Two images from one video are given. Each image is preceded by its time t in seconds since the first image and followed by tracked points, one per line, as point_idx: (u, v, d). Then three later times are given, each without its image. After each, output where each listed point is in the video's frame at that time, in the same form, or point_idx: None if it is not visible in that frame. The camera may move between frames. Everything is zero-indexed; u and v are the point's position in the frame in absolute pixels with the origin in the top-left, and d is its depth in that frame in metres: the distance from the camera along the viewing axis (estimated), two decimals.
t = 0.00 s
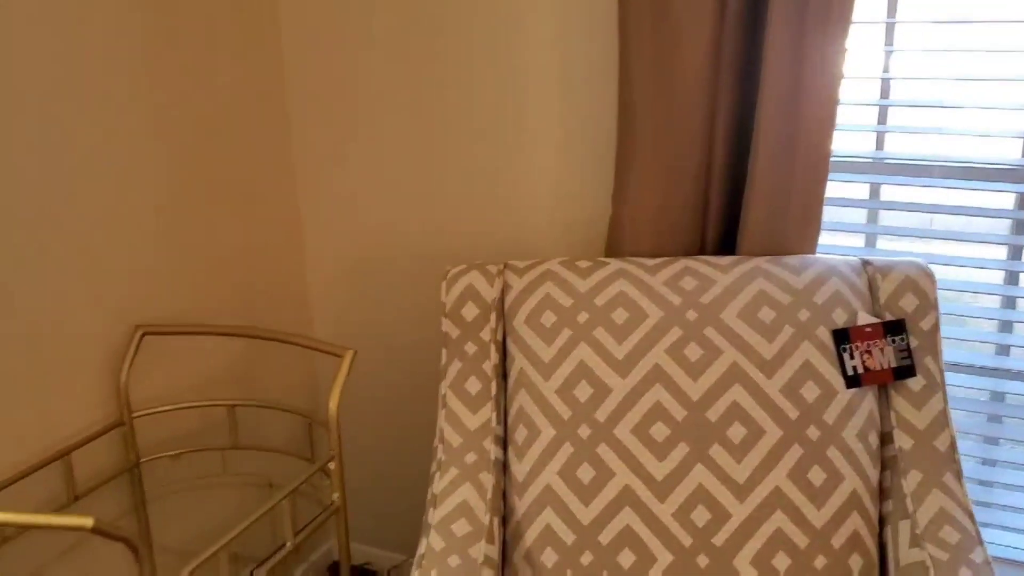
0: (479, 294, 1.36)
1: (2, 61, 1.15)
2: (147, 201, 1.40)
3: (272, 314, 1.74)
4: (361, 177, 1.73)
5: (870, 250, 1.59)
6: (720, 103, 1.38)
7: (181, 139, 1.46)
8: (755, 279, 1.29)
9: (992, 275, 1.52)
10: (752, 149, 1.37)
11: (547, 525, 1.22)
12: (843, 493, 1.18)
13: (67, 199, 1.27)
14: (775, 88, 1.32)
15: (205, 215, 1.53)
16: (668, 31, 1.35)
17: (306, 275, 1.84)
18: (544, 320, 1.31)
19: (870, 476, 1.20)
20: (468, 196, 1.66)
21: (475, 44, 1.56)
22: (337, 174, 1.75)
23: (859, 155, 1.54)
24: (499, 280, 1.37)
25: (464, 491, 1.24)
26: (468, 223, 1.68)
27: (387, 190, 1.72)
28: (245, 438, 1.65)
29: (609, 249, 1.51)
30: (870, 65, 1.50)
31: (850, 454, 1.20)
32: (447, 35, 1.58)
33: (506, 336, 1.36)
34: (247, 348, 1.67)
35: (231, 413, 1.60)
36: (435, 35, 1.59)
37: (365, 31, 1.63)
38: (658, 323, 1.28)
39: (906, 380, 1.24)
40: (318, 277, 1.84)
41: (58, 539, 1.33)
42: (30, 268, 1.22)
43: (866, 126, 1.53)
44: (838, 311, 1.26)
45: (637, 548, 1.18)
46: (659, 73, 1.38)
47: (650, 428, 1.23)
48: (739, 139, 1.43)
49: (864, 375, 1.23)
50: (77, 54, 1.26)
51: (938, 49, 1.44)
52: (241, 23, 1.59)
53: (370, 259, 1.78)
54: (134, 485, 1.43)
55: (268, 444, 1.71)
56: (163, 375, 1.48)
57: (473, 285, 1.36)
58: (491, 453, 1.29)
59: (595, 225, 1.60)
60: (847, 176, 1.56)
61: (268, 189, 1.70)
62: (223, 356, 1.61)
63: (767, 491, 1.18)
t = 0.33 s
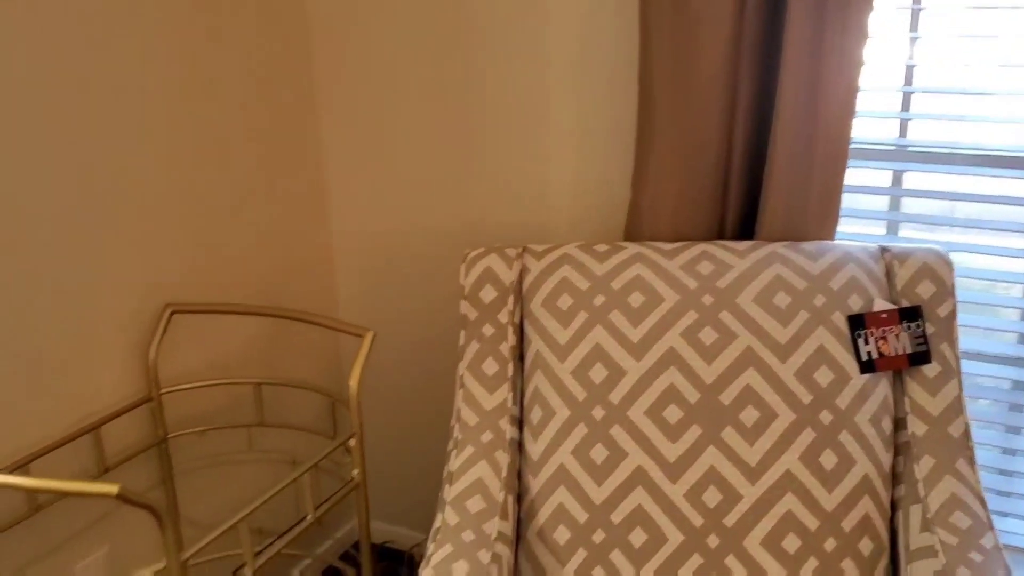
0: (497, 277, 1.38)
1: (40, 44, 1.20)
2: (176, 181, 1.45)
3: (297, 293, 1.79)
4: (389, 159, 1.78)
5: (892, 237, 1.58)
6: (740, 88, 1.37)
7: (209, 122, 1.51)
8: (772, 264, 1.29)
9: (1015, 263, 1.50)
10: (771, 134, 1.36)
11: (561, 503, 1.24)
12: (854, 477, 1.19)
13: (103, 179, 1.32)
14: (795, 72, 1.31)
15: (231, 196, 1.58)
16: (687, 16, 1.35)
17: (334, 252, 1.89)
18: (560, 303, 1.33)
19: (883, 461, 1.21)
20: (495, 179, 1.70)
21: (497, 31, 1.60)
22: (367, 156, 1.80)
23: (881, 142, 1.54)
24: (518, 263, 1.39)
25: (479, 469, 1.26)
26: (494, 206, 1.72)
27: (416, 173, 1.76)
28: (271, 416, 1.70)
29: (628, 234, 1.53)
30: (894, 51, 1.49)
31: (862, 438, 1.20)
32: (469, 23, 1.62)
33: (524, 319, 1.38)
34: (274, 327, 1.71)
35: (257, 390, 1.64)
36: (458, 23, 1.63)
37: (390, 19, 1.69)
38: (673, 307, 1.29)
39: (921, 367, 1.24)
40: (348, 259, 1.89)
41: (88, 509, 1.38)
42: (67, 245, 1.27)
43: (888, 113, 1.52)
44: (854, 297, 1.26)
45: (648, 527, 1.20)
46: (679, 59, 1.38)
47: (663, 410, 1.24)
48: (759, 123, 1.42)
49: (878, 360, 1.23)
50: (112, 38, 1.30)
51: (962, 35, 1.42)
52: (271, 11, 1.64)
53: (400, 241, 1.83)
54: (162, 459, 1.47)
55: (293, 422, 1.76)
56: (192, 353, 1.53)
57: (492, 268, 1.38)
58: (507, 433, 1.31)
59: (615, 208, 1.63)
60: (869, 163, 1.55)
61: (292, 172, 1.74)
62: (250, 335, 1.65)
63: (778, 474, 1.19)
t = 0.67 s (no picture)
0: (521, 244, 1.41)
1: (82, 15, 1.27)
2: (213, 149, 1.51)
3: (333, 258, 1.85)
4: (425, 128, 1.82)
5: (919, 210, 1.57)
6: (766, 58, 1.38)
7: (245, 92, 1.57)
8: (792, 233, 1.30)
9: None
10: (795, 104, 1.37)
11: (577, 463, 1.28)
12: (865, 443, 1.21)
13: (140, 147, 1.38)
14: (819, 41, 1.32)
15: (267, 164, 1.64)
16: None
17: (369, 221, 1.94)
18: (581, 269, 1.36)
19: (895, 429, 1.23)
20: (525, 150, 1.73)
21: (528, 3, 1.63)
22: (402, 126, 1.84)
23: (910, 114, 1.53)
24: (541, 231, 1.41)
25: (499, 429, 1.31)
26: (526, 175, 1.75)
27: (448, 142, 1.80)
28: (306, 376, 1.76)
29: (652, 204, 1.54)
30: (925, 22, 1.48)
31: (875, 405, 1.22)
32: None
33: (546, 285, 1.41)
34: (310, 291, 1.77)
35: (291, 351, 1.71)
36: None
37: None
38: (691, 274, 1.31)
39: (937, 337, 1.25)
40: (383, 227, 1.93)
41: (128, 460, 1.45)
42: (110, 208, 1.35)
43: (917, 84, 1.51)
44: (872, 267, 1.27)
45: (660, 487, 1.24)
46: (704, 28, 1.39)
47: (678, 375, 1.27)
48: (784, 91, 1.42)
49: (893, 330, 1.24)
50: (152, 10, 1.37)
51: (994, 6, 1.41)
52: None
53: (432, 209, 1.87)
54: (201, 414, 1.54)
55: (328, 383, 1.82)
56: (229, 315, 1.59)
57: (516, 235, 1.41)
58: (527, 394, 1.35)
59: (642, 179, 1.64)
60: (897, 135, 1.55)
61: (329, 141, 1.79)
62: (286, 298, 1.71)
63: (790, 438, 1.22)
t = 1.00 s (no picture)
0: (524, 220, 1.42)
1: None
2: (223, 124, 1.54)
3: (342, 234, 1.88)
4: (435, 106, 1.84)
5: (920, 189, 1.58)
6: (769, 38, 1.39)
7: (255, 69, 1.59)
8: (792, 211, 1.31)
9: None
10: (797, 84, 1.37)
11: (576, 435, 1.30)
12: (861, 418, 1.23)
13: (152, 123, 1.41)
14: (822, 21, 1.32)
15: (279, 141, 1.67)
16: None
17: (378, 198, 1.96)
18: (583, 246, 1.37)
19: (891, 405, 1.25)
20: (533, 128, 1.75)
21: None
22: (412, 104, 1.86)
23: (914, 94, 1.53)
24: (545, 208, 1.43)
25: (500, 401, 1.33)
26: (534, 154, 1.77)
27: (457, 120, 1.82)
28: (313, 350, 1.80)
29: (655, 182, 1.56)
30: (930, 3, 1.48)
31: (871, 381, 1.24)
32: None
33: (549, 261, 1.42)
34: (318, 266, 1.80)
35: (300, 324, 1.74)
36: None
37: None
38: (692, 251, 1.32)
39: (934, 315, 1.26)
40: (391, 204, 1.96)
41: (139, 429, 1.49)
42: (122, 181, 1.38)
43: (921, 65, 1.51)
44: (870, 245, 1.28)
45: (657, 459, 1.26)
46: (708, 8, 1.39)
47: (677, 349, 1.29)
48: (787, 71, 1.43)
49: (890, 308, 1.25)
50: None
51: None
52: None
53: (441, 187, 1.89)
54: (212, 386, 1.56)
55: (335, 357, 1.85)
56: (240, 288, 1.62)
57: (520, 212, 1.42)
58: (529, 368, 1.37)
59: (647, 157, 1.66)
60: (901, 115, 1.55)
61: (339, 119, 1.82)
62: (295, 273, 1.74)
63: (785, 413, 1.24)
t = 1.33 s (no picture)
0: (525, 191, 1.43)
1: None
2: (229, 94, 1.56)
3: (347, 206, 1.89)
4: (441, 78, 1.85)
5: (919, 165, 1.59)
6: (769, 12, 1.39)
7: (261, 40, 1.61)
8: (789, 184, 1.33)
9: None
10: (796, 58, 1.38)
11: (572, 403, 1.33)
12: (852, 389, 1.25)
13: (160, 93, 1.43)
14: None
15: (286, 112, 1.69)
16: None
17: (384, 170, 1.97)
18: (583, 218, 1.39)
19: (882, 375, 1.27)
20: (539, 101, 1.76)
21: None
22: (418, 76, 1.87)
23: (913, 70, 1.54)
24: (546, 179, 1.44)
25: (498, 369, 1.36)
26: (539, 127, 1.78)
27: (462, 93, 1.84)
28: (317, 319, 1.83)
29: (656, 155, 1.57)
30: None
31: (862, 352, 1.26)
32: None
33: (549, 232, 1.44)
34: (323, 236, 1.82)
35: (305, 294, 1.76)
36: None
37: None
38: (689, 223, 1.34)
39: (926, 288, 1.28)
40: (398, 176, 1.97)
41: (146, 393, 1.52)
42: (130, 150, 1.40)
43: (921, 41, 1.52)
44: (865, 219, 1.29)
45: (651, 427, 1.29)
46: None
47: (673, 319, 1.31)
48: (786, 45, 1.44)
49: (883, 280, 1.27)
50: None
51: None
52: None
53: (446, 159, 1.90)
54: (217, 354, 1.58)
55: (339, 326, 1.88)
56: (246, 257, 1.65)
57: (521, 183, 1.43)
58: (528, 337, 1.39)
59: (651, 130, 1.67)
60: (900, 91, 1.56)
61: (346, 91, 1.83)
62: (300, 243, 1.76)
63: (778, 383, 1.27)
